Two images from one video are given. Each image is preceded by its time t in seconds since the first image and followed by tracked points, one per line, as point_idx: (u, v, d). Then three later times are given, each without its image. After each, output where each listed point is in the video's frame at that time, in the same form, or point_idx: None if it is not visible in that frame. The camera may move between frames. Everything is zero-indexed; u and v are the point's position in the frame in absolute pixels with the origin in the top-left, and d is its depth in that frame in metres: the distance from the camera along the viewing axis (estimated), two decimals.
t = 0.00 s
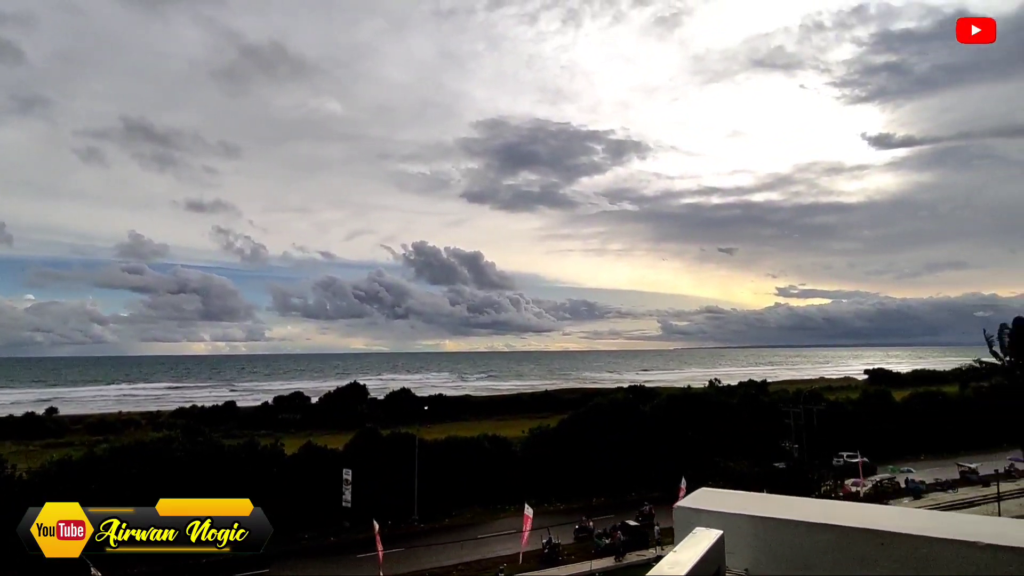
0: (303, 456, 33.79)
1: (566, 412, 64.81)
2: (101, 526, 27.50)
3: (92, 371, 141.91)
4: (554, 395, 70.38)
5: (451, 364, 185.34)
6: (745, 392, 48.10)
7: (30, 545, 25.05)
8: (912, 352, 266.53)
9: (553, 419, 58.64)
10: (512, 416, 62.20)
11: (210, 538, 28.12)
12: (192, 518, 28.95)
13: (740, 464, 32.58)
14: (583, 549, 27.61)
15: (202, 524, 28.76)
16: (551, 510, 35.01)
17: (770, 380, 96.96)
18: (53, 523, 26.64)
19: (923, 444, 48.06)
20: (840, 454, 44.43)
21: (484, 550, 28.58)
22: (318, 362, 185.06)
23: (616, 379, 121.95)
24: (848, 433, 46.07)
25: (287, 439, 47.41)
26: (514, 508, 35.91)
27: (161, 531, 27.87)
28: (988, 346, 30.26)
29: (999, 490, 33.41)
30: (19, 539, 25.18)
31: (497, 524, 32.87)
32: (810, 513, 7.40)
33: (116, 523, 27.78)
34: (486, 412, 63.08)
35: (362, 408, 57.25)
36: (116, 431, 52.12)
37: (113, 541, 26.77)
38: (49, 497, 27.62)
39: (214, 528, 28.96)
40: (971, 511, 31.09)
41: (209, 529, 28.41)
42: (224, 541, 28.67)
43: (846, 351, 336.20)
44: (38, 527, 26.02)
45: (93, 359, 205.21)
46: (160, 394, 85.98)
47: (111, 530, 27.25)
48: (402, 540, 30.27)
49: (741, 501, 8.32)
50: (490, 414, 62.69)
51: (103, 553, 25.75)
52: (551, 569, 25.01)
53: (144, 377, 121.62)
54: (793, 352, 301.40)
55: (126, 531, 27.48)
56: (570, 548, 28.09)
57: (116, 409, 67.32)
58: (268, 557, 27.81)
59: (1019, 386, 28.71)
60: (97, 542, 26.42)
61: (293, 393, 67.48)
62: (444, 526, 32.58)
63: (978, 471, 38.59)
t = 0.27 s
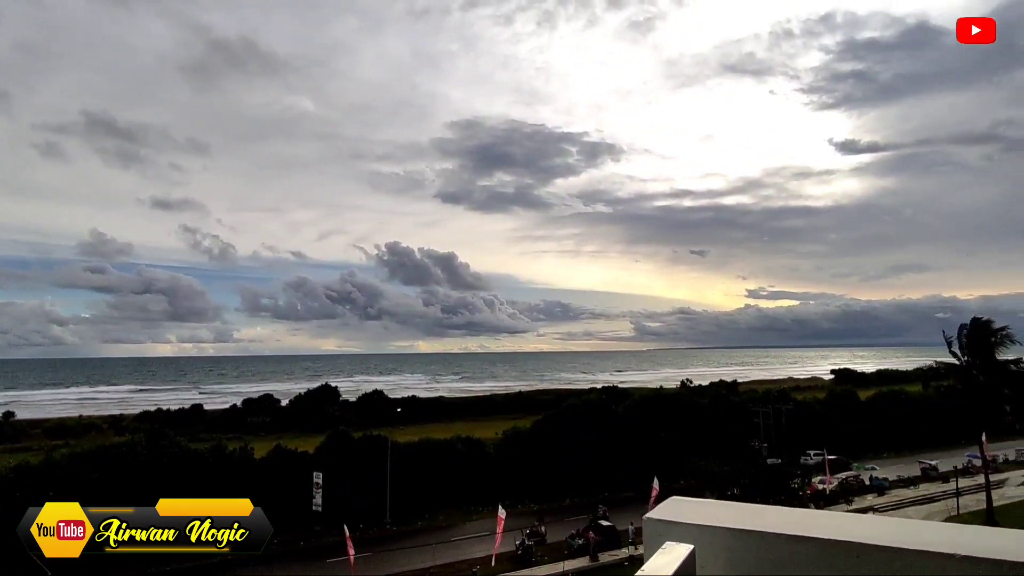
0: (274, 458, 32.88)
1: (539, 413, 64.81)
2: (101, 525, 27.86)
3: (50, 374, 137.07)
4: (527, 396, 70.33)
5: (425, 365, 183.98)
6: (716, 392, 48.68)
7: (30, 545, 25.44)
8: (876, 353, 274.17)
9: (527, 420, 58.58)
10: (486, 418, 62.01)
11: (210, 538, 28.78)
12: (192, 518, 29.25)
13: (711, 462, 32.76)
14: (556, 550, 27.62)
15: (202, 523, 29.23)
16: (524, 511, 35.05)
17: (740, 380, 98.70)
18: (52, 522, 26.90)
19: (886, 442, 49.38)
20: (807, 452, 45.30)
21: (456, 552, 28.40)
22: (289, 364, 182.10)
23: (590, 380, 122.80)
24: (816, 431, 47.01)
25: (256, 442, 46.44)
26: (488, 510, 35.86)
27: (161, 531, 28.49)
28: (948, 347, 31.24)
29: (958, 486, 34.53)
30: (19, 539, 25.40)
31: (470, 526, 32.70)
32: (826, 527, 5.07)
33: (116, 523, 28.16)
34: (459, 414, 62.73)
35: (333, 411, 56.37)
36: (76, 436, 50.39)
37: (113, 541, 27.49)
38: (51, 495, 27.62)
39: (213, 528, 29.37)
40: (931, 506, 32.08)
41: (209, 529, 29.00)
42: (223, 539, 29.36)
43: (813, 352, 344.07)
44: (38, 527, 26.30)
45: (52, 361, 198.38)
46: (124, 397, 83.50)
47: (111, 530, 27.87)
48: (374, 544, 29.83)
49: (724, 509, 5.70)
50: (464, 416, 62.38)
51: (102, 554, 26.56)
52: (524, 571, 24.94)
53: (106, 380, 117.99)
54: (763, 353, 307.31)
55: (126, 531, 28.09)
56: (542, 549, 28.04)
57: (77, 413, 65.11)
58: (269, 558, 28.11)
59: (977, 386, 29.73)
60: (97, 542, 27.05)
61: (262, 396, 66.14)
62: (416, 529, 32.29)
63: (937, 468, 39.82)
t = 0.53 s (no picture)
0: (240, 461, 32.06)
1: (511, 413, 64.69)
2: (101, 525, 28.14)
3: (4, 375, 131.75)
4: (499, 396, 70.13)
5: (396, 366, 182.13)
6: (687, 392, 49.18)
7: (30, 545, 25.63)
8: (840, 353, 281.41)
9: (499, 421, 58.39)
10: (458, 418, 61.65)
11: (208, 538, 29.19)
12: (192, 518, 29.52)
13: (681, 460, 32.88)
14: (527, 550, 27.54)
15: (202, 523, 29.63)
16: (496, 512, 34.91)
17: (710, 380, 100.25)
18: (53, 522, 26.99)
19: (849, 439, 50.64)
20: (774, 450, 46.16)
21: (427, 554, 28.10)
22: (257, 365, 178.31)
23: (563, 380, 123.22)
24: (782, 430, 47.96)
25: (222, 445, 45.31)
26: (459, 511, 35.64)
27: (161, 531, 28.80)
28: (908, 348, 32.17)
29: (917, 481, 35.63)
30: (19, 539, 25.45)
31: (441, 528, 32.40)
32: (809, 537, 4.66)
33: (116, 523, 28.42)
34: (431, 415, 62.23)
35: (302, 412, 55.33)
36: (32, 440, 48.47)
37: (113, 541, 27.92)
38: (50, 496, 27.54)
39: (213, 528, 29.88)
40: (892, 502, 33.02)
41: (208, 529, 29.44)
42: (222, 539, 29.81)
43: (780, 352, 351.51)
44: (38, 527, 26.36)
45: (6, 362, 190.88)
46: (83, 398, 80.72)
47: (111, 529, 28.20)
48: (343, 547, 29.38)
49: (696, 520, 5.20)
50: (435, 416, 61.90)
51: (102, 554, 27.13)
52: (496, 572, 24.77)
53: (64, 381, 113.95)
54: (731, 353, 312.64)
55: (126, 531, 28.48)
56: (513, 549, 27.95)
57: (32, 416, 62.66)
58: (270, 558, 28.33)
59: (934, 385, 30.69)
60: (97, 542, 27.54)
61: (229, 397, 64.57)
62: (386, 531, 31.85)
63: (897, 464, 40.98)
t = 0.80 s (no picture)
0: (207, 463, 31.19)
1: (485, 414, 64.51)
2: (101, 525, 27.69)
3: None
4: (473, 396, 69.85)
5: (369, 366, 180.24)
6: (659, 392, 49.59)
7: (30, 545, 25.26)
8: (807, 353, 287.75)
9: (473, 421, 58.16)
10: (431, 419, 61.22)
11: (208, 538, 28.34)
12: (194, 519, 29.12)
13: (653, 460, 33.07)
14: (501, 552, 27.37)
15: (202, 524, 29.11)
16: (469, 513, 34.63)
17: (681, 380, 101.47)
18: (52, 522, 26.64)
19: (816, 438, 51.72)
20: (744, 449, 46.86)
21: (399, 557, 27.74)
22: (225, 366, 174.46)
23: (536, 381, 123.39)
24: (751, 429, 48.75)
25: (188, 448, 44.14)
26: (432, 512, 35.29)
27: (161, 530, 28.26)
28: (873, 348, 32.95)
29: (881, 478, 36.53)
30: (19, 539, 25.20)
31: (414, 529, 32.05)
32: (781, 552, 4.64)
33: (116, 523, 27.98)
34: (403, 416, 61.67)
35: (271, 414, 54.27)
36: None
37: (113, 541, 27.13)
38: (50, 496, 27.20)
39: (214, 529, 29.16)
40: (858, 498, 33.77)
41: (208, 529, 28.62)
42: (223, 540, 28.76)
43: (749, 352, 357.94)
44: (38, 527, 26.04)
45: None
46: (42, 400, 77.96)
47: (111, 530, 27.57)
48: (312, 551, 28.77)
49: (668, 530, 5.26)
50: (408, 418, 61.38)
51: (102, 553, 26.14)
52: (469, 573, 24.54)
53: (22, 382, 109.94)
54: (701, 353, 316.74)
55: (126, 531, 27.81)
56: (486, 550, 27.72)
57: None
58: (255, 559, 27.66)
59: (897, 384, 31.49)
60: (97, 542, 26.71)
61: (195, 398, 63.02)
62: (356, 534, 31.33)
63: (862, 461, 42.01)
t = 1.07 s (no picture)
0: (179, 464, 30.48)
1: (463, 414, 64.27)
2: (100, 525, 27.50)
3: None
4: (451, 396, 69.52)
5: (346, 367, 178.55)
6: (637, 391, 49.80)
7: (30, 545, 24.99)
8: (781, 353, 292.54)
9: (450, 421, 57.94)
10: (408, 420, 60.76)
11: (209, 538, 27.83)
12: (195, 518, 28.55)
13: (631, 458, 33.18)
14: (478, 552, 27.20)
15: (202, 524, 28.40)
16: (446, 514, 34.43)
17: (658, 380, 102.31)
18: (53, 522, 26.40)
19: (789, 436, 52.50)
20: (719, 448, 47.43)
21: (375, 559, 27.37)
22: (198, 366, 171.23)
23: (516, 381, 123.40)
24: (727, 428, 49.35)
25: (158, 450, 43.10)
26: (410, 514, 35.04)
27: (161, 531, 27.83)
28: (845, 349, 33.45)
29: (853, 476, 37.22)
30: (19, 539, 24.91)
31: (391, 531, 31.77)
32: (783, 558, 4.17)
33: (117, 523, 27.76)
34: (380, 417, 61.14)
35: (245, 415, 53.29)
36: None
37: (113, 541, 27.05)
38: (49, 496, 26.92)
39: (213, 529, 28.35)
40: (831, 496, 34.34)
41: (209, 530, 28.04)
42: (224, 540, 28.14)
43: (726, 352, 362.65)
44: (38, 527, 25.79)
45: None
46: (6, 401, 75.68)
47: (111, 530, 27.42)
48: (284, 554, 28.20)
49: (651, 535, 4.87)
50: (385, 418, 60.88)
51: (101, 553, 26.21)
52: (446, 574, 24.33)
53: None
54: (678, 354, 320.03)
55: (126, 531, 27.58)
56: (464, 551, 27.52)
57: None
58: (227, 562, 26.77)
59: (869, 383, 32.10)
60: (97, 542, 26.76)
61: (166, 399, 61.62)
62: (332, 536, 30.88)
63: (834, 460, 42.75)
